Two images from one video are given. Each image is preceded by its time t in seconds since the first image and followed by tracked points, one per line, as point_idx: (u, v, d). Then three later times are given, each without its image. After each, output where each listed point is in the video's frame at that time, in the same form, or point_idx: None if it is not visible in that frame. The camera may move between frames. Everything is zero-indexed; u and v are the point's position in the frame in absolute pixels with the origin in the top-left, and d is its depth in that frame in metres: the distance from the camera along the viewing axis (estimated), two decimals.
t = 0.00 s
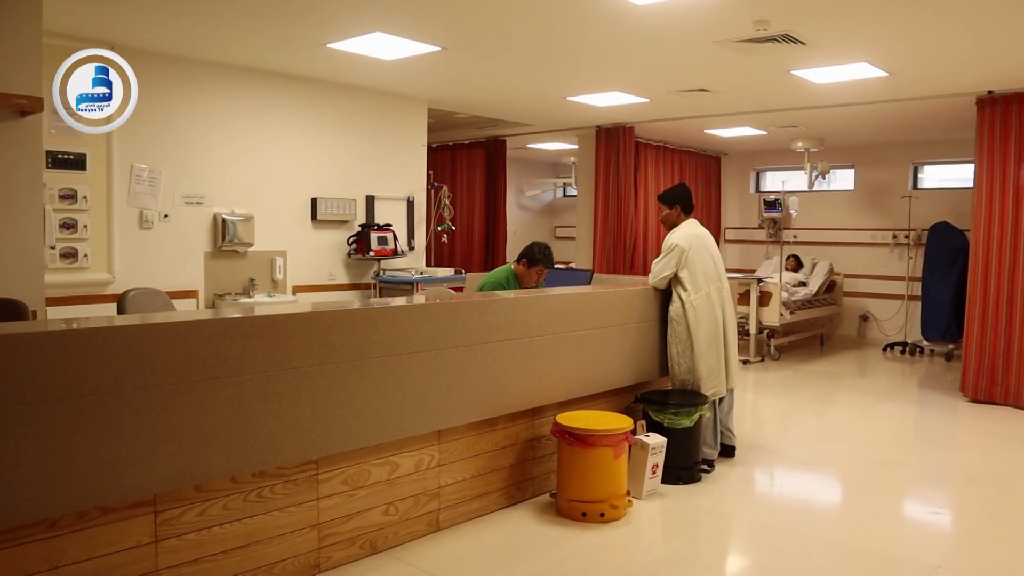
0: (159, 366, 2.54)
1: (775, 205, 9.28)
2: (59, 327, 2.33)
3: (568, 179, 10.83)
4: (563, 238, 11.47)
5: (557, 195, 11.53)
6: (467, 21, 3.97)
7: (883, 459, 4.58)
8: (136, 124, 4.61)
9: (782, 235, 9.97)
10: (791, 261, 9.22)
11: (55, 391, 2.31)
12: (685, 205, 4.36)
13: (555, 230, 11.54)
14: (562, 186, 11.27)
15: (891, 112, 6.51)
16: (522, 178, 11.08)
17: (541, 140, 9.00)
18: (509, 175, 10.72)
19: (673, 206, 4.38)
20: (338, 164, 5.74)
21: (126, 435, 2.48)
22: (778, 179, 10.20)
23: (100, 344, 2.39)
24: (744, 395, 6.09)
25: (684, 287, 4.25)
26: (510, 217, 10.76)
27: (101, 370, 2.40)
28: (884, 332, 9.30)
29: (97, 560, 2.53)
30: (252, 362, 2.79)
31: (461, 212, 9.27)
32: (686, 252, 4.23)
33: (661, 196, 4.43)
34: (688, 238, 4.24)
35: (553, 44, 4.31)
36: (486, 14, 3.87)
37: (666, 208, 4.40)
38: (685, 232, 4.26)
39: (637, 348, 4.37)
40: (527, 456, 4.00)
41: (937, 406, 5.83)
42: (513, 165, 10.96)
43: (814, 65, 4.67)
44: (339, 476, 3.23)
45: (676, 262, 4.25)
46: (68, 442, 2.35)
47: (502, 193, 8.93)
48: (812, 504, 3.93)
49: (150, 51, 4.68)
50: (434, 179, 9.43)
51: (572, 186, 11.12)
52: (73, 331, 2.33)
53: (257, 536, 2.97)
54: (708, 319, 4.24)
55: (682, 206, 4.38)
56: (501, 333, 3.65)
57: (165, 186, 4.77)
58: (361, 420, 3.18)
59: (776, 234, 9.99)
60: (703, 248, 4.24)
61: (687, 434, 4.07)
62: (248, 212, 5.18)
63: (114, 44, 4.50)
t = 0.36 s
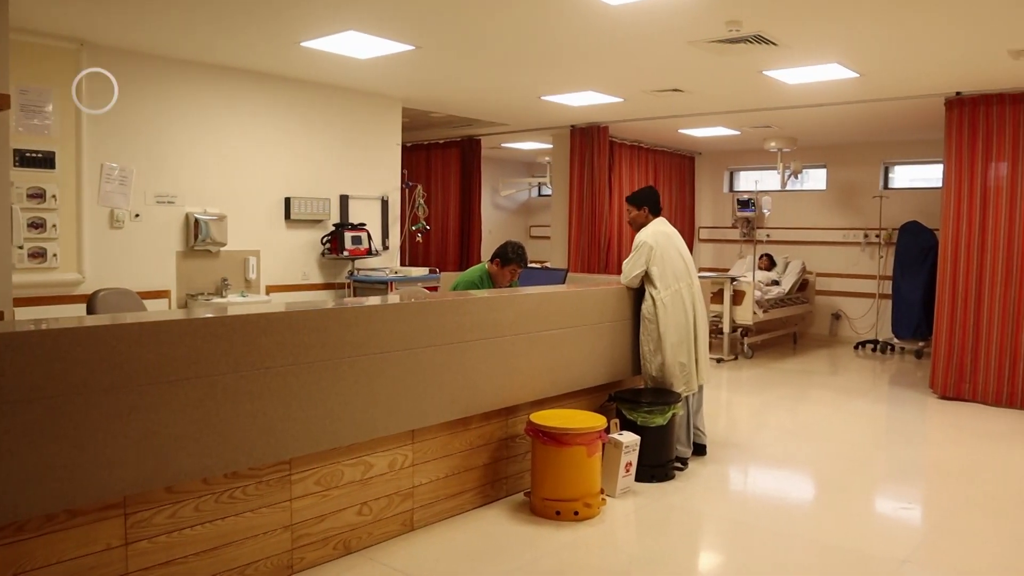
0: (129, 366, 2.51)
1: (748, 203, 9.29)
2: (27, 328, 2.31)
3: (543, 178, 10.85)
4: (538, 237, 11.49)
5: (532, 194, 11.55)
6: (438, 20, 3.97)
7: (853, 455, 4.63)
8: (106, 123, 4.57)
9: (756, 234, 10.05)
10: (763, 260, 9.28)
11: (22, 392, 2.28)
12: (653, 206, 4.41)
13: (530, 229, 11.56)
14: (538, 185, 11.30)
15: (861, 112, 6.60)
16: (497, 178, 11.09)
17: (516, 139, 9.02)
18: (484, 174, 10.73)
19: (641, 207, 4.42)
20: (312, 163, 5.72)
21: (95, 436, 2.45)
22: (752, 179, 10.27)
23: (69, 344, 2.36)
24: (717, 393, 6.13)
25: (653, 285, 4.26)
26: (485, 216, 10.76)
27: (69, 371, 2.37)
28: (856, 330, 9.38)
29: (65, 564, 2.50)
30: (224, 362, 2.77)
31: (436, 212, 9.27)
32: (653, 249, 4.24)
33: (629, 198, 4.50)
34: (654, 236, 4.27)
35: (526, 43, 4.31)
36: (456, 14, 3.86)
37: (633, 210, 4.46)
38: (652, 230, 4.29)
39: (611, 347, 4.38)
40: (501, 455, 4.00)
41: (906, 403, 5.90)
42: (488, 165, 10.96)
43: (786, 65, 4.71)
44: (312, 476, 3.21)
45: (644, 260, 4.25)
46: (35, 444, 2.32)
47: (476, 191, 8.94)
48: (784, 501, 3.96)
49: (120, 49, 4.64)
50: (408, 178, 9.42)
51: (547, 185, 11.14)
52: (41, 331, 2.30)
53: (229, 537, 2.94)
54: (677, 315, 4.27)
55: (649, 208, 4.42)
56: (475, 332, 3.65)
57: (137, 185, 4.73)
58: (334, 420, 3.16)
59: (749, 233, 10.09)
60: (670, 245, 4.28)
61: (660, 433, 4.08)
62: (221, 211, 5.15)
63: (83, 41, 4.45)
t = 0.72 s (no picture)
0: (88, 368, 2.47)
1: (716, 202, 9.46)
2: None
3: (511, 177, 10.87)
4: (506, 236, 11.52)
5: (500, 193, 11.56)
6: (402, 18, 3.95)
7: (815, 451, 4.69)
8: (65, 120, 4.50)
9: (722, 232, 10.15)
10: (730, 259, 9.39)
11: None
12: (620, 206, 4.44)
13: (498, 228, 11.57)
14: (505, 184, 11.31)
15: (824, 112, 6.68)
16: (465, 176, 11.09)
17: (483, 138, 9.03)
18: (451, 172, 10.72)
19: (607, 207, 4.45)
20: (277, 162, 5.69)
21: (54, 439, 2.41)
22: (718, 178, 10.37)
23: (27, 346, 2.32)
24: (683, 391, 6.18)
25: (619, 284, 4.29)
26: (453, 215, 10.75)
27: (27, 373, 2.33)
28: (820, 327, 9.49)
29: (24, 569, 2.46)
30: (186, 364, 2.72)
31: (404, 210, 9.26)
32: (619, 249, 4.27)
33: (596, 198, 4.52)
34: (621, 235, 4.29)
35: (492, 42, 4.31)
36: (418, 11, 3.85)
37: (599, 210, 4.48)
38: (618, 229, 4.31)
39: (577, 346, 4.40)
40: (468, 454, 4.00)
41: (867, 399, 5.99)
42: (455, 164, 10.95)
43: (750, 65, 4.77)
44: (277, 477, 3.18)
45: (610, 259, 4.28)
46: None
47: (443, 190, 8.97)
48: (750, 497, 3.99)
49: (79, 45, 4.56)
50: (375, 177, 9.39)
51: (514, 184, 11.16)
52: None
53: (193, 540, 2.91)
54: (643, 314, 4.29)
55: (615, 208, 4.45)
56: (441, 331, 3.64)
57: (98, 183, 4.67)
58: (300, 421, 3.12)
59: (716, 231, 10.19)
60: (636, 244, 4.30)
61: (627, 430, 4.11)
62: (185, 210, 5.11)
63: (42, 36, 4.37)
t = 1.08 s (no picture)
0: (45, 370, 2.42)
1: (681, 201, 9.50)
2: None
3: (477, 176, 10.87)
4: (472, 235, 11.53)
5: (466, 193, 11.56)
6: (363, 17, 3.93)
7: (776, 446, 4.75)
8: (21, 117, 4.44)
9: (688, 231, 10.24)
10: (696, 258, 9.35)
11: None
12: (586, 205, 4.49)
13: (465, 227, 11.58)
14: (472, 183, 11.32)
15: (785, 112, 6.77)
16: (431, 176, 11.08)
17: (449, 137, 9.02)
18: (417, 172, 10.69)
19: (574, 206, 4.50)
20: (240, 161, 5.67)
21: (9, 444, 2.36)
22: (683, 177, 10.45)
23: None
24: (650, 389, 6.22)
25: (584, 282, 4.31)
26: (419, 214, 10.73)
27: None
28: (784, 325, 9.61)
29: None
30: (147, 365, 2.68)
31: (370, 210, 9.23)
32: (584, 247, 4.30)
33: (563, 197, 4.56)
34: (586, 234, 4.32)
35: (456, 41, 4.30)
36: (379, 11, 3.84)
37: (566, 209, 4.51)
38: (584, 228, 4.35)
39: (543, 344, 4.41)
40: (435, 454, 3.99)
41: (828, 395, 6.09)
42: (421, 163, 10.92)
43: (713, 65, 4.82)
44: (240, 480, 3.14)
45: (575, 258, 4.30)
46: None
47: (409, 188, 8.96)
48: (715, 493, 4.03)
49: (36, 41, 4.50)
50: (341, 176, 9.34)
51: (481, 183, 11.17)
52: None
53: (155, 544, 2.87)
54: (609, 312, 4.32)
55: (581, 207, 4.50)
56: (408, 330, 3.62)
57: (57, 182, 4.62)
58: (263, 422, 3.08)
59: (681, 230, 10.28)
60: (601, 243, 4.34)
61: (593, 428, 4.13)
62: (147, 210, 5.08)
63: None
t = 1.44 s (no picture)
0: None
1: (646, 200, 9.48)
2: None
3: (444, 175, 10.89)
4: (439, 234, 11.56)
5: (432, 192, 11.57)
6: (324, 16, 3.92)
7: (738, 442, 4.82)
8: None
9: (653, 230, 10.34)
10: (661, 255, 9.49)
11: None
12: (550, 205, 4.51)
13: (431, 227, 11.60)
14: (438, 182, 11.32)
15: (746, 111, 6.86)
16: (397, 175, 11.07)
17: (414, 136, 9.03)
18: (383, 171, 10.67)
19: (538, 206, 4.52)
20: (201, 160, 5.70)
21: None
22: (648, 176, 10.54)
23: None
24: (617, 387, 6.27)
25: (549, 280, 4.33)
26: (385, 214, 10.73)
27: None
28: (748, 322, 9.73)
29: None
30: (105, 366, 2.60)
31: (335, 209, 9.20)
32: (549, 246, 4.33)
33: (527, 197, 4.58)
34: (550, 233, 4.35)
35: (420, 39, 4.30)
36: (339, 10, 3.83)
37: (531, 208, 4.53)
38: (548, 227, 4.38)
39: (508, 343, 4.42)
40: (399, 453, 3.97)
41: (789, 391, 6.18)
42: (387, 162, 10.90)
43: (675, 64, 4.86)
44: (202, 482, 3.07)
45: (540, 256, 4.32)
46: None
47: (374, 187, 8.92)
48: (679, 490, 4.07)
49: None
50: (306, 175, 9.30)
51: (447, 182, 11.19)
52: None
53: (114, 549, 2.78)
54: (573, 311, 4.34)
55: (546, 207, 4.53)
56: (373, 330, 3.59)
57: (12, 181, 4.61)
58: (225, 424, 3.00)
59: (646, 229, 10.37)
60: (565, 242, 4.37)
61: (558, 427, 4.15)
62: (106, 209, 5.09)
63: None
